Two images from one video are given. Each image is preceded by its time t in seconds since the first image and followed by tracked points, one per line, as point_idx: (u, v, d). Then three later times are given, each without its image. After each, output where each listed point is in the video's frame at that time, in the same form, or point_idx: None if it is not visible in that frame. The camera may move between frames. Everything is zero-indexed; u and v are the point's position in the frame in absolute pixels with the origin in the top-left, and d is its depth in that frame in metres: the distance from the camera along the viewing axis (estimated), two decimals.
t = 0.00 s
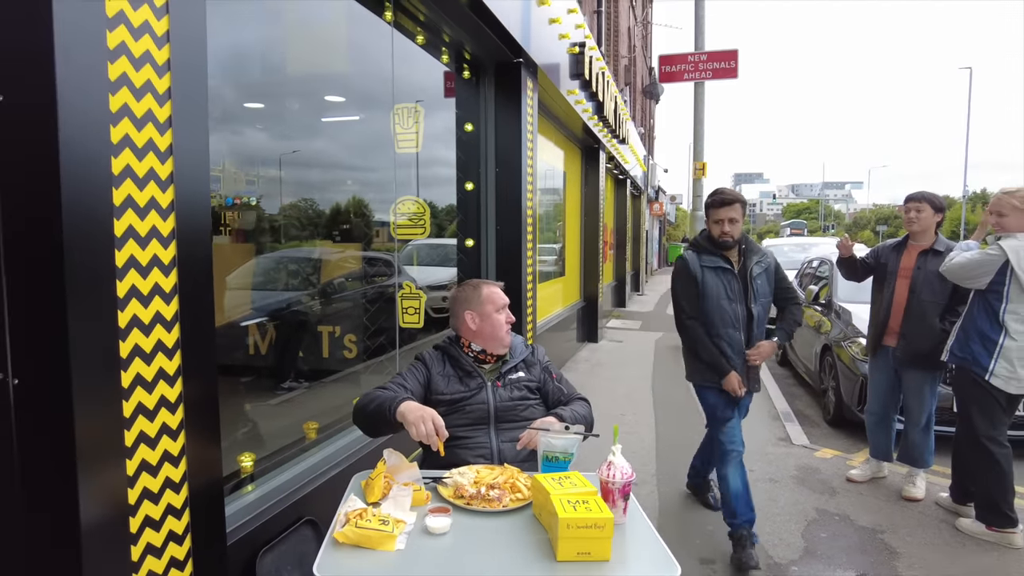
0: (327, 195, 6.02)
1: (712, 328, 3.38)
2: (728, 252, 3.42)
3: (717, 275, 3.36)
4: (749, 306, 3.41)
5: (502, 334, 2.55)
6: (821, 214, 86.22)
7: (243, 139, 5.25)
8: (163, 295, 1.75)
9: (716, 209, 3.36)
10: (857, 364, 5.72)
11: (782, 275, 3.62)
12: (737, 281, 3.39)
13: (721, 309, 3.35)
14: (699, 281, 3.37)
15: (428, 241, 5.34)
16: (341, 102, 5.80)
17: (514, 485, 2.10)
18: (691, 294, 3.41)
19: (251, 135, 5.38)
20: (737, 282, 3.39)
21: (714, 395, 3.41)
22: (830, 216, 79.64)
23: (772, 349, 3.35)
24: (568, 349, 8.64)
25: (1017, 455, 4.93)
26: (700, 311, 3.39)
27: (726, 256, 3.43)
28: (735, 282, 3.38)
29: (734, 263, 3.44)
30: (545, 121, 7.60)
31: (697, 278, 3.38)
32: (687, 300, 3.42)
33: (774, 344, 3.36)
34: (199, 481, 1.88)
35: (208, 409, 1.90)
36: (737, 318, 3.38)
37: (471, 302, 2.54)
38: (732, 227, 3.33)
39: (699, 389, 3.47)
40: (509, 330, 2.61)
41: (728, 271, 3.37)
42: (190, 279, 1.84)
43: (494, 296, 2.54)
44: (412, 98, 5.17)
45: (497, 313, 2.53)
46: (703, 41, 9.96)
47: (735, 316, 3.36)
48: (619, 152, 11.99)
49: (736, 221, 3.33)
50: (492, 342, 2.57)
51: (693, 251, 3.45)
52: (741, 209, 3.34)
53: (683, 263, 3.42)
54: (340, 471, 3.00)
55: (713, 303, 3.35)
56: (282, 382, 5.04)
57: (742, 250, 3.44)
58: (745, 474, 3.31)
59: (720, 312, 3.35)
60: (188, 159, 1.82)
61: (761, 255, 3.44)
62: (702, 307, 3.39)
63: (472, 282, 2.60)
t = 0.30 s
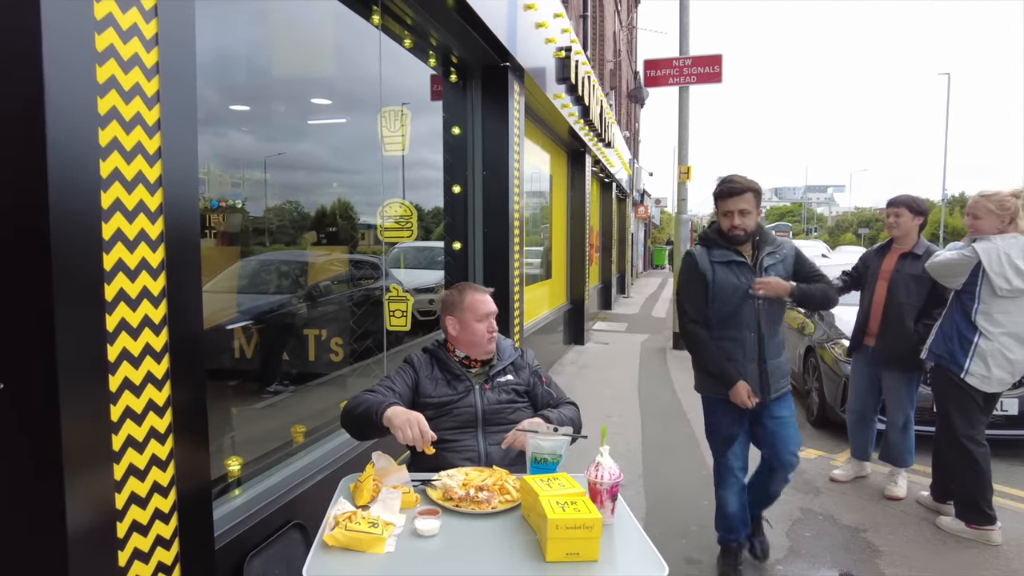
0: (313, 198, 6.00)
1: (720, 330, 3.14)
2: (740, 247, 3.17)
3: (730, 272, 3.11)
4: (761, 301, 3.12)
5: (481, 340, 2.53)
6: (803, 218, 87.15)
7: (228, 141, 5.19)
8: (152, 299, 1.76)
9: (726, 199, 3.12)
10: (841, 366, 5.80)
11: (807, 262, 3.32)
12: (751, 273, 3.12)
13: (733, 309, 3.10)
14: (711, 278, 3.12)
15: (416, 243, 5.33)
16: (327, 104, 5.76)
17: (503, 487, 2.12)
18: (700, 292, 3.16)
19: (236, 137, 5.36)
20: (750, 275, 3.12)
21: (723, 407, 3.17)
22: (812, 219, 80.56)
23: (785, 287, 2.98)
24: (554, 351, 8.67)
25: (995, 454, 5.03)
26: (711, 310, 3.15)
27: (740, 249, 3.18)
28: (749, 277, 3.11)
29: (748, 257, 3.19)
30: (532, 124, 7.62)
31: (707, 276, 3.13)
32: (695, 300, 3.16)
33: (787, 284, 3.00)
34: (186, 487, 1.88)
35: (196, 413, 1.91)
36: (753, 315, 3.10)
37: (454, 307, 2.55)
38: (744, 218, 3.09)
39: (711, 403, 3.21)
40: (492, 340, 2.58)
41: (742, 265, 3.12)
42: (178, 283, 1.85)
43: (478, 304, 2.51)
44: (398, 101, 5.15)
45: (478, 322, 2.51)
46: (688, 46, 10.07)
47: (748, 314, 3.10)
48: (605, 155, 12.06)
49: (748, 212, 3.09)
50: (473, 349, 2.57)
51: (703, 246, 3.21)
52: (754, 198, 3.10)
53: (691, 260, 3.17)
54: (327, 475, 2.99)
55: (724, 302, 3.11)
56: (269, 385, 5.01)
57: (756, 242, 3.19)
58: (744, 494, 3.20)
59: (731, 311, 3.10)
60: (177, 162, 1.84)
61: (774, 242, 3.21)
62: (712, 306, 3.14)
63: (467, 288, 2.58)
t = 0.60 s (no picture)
0: (299, 199, 5.96)
1: (731, 350, 2.86)
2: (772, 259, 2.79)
3: (750, 287, 2.78)
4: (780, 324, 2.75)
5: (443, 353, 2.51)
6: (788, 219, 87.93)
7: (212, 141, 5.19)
8: (133, 301, 1.74)
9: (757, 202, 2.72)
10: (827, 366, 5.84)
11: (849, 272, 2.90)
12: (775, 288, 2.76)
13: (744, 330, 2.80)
14: (726, 292, 2.82)
15: (403, 244, 5.29)
16: (313, 106, 5.70)
17: (491, 489, 2.11)
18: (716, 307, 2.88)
19: (220, 138, 5.32)
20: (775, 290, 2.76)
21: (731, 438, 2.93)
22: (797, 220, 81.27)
23: (816, 304, 2.68)
24: (542, 353, 8.68)
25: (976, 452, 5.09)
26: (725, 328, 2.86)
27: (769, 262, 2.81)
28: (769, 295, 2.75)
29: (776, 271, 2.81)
30: (519, 126, 7.62)
31: (722, 289, 2.83)
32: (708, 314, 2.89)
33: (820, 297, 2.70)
34: (170, 492, 1.85)
35: (180, 417, 1.88)
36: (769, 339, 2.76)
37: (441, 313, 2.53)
38: (779, 222, 2.70)
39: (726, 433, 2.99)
40: (464, 357, 2.51)
41: (766, 280, 2.76)
42: (162, 285, 1.83)
43: (454, 320, 2.43)
44: (385, 101, 5.19)
45: (445, 337, 2.46)
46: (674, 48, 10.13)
47: (763, 337, 2.77)
48: (592, 157, 12.10)
49: (783, 217, 2.68)
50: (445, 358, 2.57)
51: (728, 256, 2.89)
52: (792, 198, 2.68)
53: (710, 270, 2.89)
54: (312, 480, 2.96)
55: (738, 321, 2.80)
56: (254, 387, 4.95)
57: (790, 251, 2.77)
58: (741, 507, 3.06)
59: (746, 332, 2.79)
60: (159, 161, 1.81)
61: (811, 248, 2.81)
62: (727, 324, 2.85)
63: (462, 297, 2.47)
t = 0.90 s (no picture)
0: (287, 199, 5.92)
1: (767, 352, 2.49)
2: (821, 249, 2.46)
3: (795, 280, 2.42)
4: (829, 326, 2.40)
5: (442, 360, 2.48)
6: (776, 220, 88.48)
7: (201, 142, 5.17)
8: (119, 299, 1.71)
9: (806, 181, 2.43)
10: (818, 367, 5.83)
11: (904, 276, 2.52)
12: (823, 283, 2.41)
13: (785, 328, 2.42)
14: (764, 285, 2.47)
15: (393, 245, 5.32)
16: (301, 105, 5.65)
17: (482, 489, 2.09)
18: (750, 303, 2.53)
19: (208, 138, 5.27)
20: (822, 285, 2.40)
21: (777, 460, 2.46)
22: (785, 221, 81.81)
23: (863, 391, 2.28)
24: (533, 353, 8.67)
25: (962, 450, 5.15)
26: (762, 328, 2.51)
27: (817, 253, 2.45)
28: (816, 292, 2.40)
29: (825, 264, 2.45)
30: (509, 126, 7.60)
31: (760, 281, 2.49)
32: (741, 309, 2.56)
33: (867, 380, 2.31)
34: (155, 496, 1.82)
35: (166, 419, 1.85)
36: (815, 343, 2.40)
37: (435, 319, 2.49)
38: (828, 207, 2.40)
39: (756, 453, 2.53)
40: (463, 362, 2.49)
41: (812, 274, 2.42)
42: (147, 284, 1.80)
43: (450, 326, 2.40)
44: (374, 101, 5.12)
45: (443, 343, 2.43)
46: (663, 49, 10.17)
47: (806, 340, 2.41)
48: (582, 157, 12.11)
49: (834, 201, 2.39)
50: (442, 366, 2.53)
51: (768, 246, 2.54)
52: (842, 179, 2.41)
53: (746, 259, 2.55)
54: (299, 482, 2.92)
55: (779, 320, 2.44)
56: (243, 389, 4.91)
57: (841, 241, 2.45)
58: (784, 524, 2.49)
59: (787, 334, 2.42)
60: (144, 158, 1.79)
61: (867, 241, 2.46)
62: (764, 323, 2.50)
63: (455, 300, 2.43)
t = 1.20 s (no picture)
0: (278, 200, 5.89)
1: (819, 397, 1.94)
2: (870, 271, 1.93)
3: (844, 312, 1.88)
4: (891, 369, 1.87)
5: (436, 372, 2.44)
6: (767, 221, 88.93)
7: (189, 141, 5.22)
8: (106, 302, 1.70)
9: (851, 187, 1.88)
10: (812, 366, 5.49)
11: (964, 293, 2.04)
12: (880, 315, 1.87)
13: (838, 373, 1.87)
14: (806, 319, 1.91)
15: (385, 245, 5.29)
16: (292, 105, 5.60)
17: (474, 492, 2.08)
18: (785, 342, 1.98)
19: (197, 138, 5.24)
20: (879, 318, 1.87)
21: (854, 544, 1.88)
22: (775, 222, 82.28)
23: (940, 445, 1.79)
24: (525, 354, 8.68)
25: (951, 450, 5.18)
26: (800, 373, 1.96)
27: (866, 276, 1.91)
28: (873, 326, 1.87)
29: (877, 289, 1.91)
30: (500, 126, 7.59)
31: (799, 314, 1.92)
32: (775, 348, 1.99)
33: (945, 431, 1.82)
34: (142, 500, 1.80)
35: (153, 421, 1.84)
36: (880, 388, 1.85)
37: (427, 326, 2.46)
38: (881, 219, 1.86)
39: (815, 530, 1.96)
40: (456, 372, 2.44)
41: (866, 304, 1.87)
42: (134, 286, 1.78)
43: (442, 334, 2.36)
44: (366, 101, 5.17)
45: (435, 352, 2.39)
46: (654, 50, 10.20)
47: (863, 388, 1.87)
48: (573, 158, 12.13)
49: (887, 212, 1.86)
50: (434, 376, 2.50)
51: (803, 268, 1.97)
52: (896, 186, 1.88)
53: (779, 286, 1.98)
54: (289, 485, 2.90)
55: (826, 364, 1.89)
56: (233, 391, 4.89)
57: (893, 261, 1.94)
58: None
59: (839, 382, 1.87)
60: (131, 158, 1.77)
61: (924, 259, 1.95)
62: (803, 367, 1.95)
63: (449, 308, 2.40)
